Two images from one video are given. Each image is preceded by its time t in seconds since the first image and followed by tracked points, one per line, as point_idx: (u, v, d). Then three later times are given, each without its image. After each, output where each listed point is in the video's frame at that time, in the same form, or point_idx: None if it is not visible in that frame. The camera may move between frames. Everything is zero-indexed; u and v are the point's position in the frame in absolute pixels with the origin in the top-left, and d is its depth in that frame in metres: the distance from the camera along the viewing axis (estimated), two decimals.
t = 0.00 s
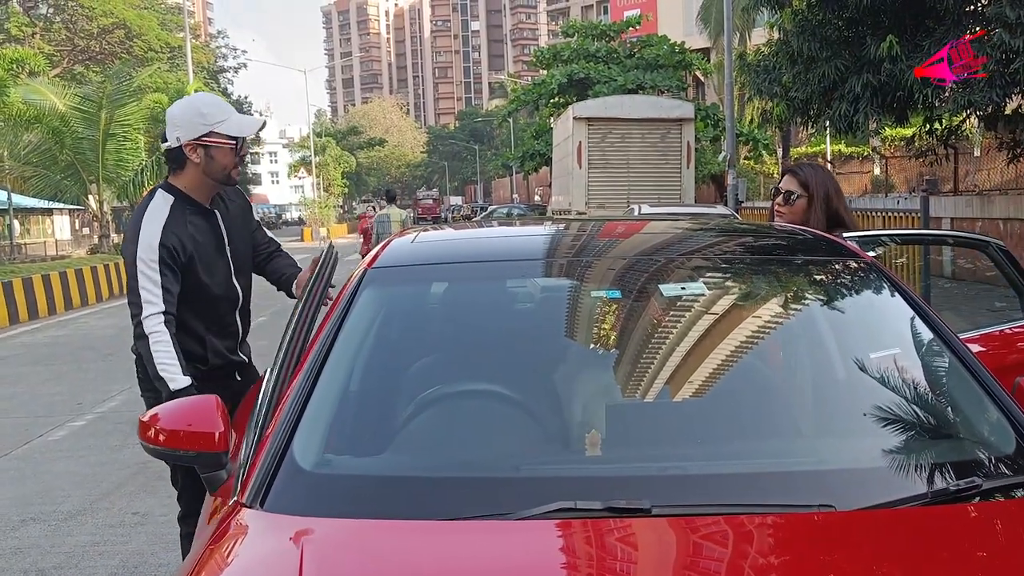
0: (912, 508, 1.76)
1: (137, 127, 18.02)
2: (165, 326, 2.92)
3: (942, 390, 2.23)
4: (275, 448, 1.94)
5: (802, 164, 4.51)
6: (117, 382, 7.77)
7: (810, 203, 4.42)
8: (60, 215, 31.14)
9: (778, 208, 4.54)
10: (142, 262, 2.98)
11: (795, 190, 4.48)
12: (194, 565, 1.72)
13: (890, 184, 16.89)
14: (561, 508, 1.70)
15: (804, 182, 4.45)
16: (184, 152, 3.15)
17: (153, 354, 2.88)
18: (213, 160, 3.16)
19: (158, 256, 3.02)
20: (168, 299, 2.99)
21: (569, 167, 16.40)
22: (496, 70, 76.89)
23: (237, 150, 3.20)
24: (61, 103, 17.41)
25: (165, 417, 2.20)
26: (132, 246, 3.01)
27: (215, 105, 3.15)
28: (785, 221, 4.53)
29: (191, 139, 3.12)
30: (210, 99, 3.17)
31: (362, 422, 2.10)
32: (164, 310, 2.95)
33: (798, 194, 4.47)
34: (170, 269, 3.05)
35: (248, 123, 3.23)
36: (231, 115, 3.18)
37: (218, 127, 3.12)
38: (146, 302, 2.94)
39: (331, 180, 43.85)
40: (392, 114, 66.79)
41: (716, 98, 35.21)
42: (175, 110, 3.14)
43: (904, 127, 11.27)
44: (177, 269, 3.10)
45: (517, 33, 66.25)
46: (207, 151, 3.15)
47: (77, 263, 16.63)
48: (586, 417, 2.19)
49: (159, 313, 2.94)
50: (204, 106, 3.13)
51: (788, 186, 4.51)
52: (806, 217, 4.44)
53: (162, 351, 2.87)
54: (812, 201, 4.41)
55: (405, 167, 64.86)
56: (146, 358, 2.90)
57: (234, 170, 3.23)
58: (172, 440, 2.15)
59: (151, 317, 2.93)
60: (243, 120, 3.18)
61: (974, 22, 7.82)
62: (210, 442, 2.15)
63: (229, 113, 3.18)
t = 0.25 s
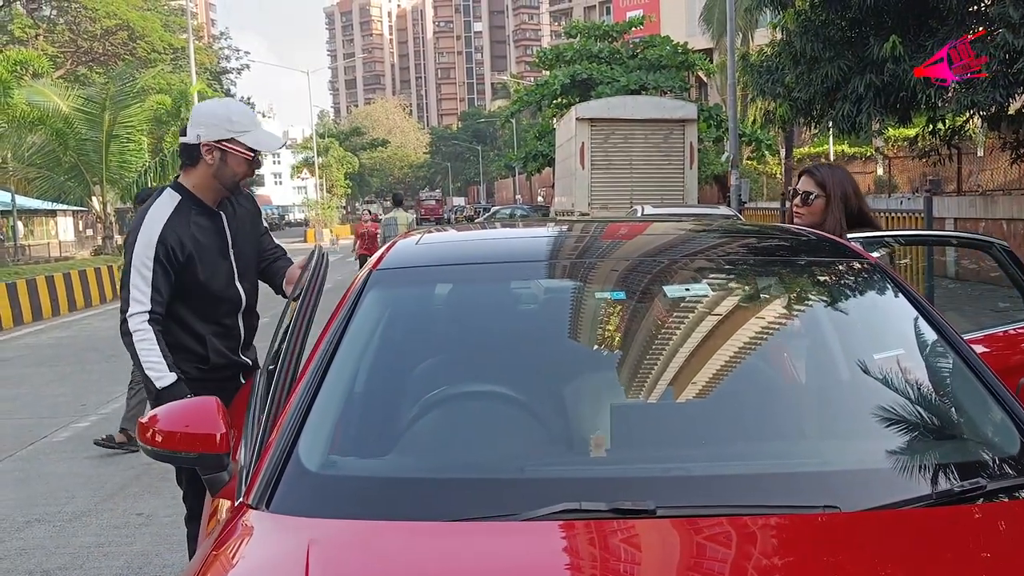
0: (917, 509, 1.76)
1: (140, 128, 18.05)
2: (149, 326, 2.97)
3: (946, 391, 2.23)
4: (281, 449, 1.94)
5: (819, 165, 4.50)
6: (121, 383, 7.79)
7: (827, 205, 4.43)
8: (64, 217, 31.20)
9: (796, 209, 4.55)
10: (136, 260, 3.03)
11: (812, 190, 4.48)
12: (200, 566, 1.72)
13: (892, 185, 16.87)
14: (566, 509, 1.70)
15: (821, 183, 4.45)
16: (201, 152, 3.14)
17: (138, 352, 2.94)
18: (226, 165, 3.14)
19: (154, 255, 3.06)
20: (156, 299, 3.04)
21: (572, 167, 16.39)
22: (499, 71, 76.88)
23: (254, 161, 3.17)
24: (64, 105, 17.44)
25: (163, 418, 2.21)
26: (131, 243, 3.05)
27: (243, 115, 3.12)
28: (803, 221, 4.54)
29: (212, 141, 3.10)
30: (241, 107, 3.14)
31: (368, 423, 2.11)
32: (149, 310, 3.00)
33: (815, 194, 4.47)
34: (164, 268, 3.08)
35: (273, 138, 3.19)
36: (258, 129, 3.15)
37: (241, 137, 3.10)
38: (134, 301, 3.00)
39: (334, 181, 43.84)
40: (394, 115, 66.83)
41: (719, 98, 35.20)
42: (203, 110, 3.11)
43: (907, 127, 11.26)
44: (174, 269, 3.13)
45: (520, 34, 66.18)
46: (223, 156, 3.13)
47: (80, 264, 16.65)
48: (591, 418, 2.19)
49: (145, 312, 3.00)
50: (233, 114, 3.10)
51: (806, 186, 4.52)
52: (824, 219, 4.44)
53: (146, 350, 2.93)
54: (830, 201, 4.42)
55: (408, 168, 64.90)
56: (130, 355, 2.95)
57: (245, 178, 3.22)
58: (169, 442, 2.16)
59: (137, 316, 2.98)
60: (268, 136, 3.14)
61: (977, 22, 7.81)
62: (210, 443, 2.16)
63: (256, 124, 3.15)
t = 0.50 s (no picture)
0: (919, 509, 1.76)
1: (142, 129, 18.06)
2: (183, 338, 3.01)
3: (948, 392, 2.23)
4: (283, 449, 1.95)
5: (832, 166, 4.50)
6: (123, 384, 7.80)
7: (842, 208, 4.43)
8: (66, 217, 31.23)
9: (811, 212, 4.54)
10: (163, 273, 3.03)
11: (826, 193, 4.48)
12: (203, 566, 1.73)
13: (894, 184, 16.86)
14: (568, 509, 1.70)
15: (834, 185, 4.45)
16: (231, 167, 3.14)
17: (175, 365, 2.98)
18: (251, 187, 3.17)
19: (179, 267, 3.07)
20: (185, 312, 3.06)
21: (574, 167, 16.39)
22: (501, 71, 76.87)
23: (280, 190, 3.20)
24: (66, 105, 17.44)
25: (179, 419, 2.21)
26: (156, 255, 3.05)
27: (282, 146, 3.14)
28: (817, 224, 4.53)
29: (244, 162, 3.12)
30: (282, 138, 3.15)
31: (369, 423, 2.11)
32: (181, 324, 3.03)
33: (829, 197, 4.46)
34: (190, 280, 3.10)
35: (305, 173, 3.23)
36: (293, 162, 3.18)
37: (275, 169, 3.11)
38: (165, 316, 3.01)
39: (336, 181, 43.87)
40: (396, 115, 66.85)
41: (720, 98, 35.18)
42: (245, 130, 3.11)
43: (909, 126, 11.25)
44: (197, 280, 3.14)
45: (521, 34, 66.15)
46: (251, 178, 3.16)
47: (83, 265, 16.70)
48: (592, 418, 2.19)
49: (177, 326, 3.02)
50: (274, 143, 3.11)
51: (818, 189, 4.52)
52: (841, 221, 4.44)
53: (184, 363, 2.97)
54: (846, 202, 4.42)
55: (410, 168, 64.93)
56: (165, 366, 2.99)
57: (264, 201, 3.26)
58: (184, 442, 2.16)
59: (169, 330, 3.00)
60: (302, 173, 3.17)
61: (979, 22, 7.80)
62: (223, 444, 2.16)
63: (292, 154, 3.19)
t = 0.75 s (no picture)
0: (921, 506, 1.76)
1: (145, 129, 18.09)
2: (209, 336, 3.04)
3: (951, 390, 2.22)
4: (287, 446, 1.95)
5: (831, 181, 4.47)
6: (127, 383, 7.81)
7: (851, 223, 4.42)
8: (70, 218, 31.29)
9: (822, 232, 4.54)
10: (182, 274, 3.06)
11: (833, 212, 4.46)
12: (207, 564, 1.73)
13: (897, 184, 16.85)
14: (570, 507, 1.71)
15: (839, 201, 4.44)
16: (239, 177, 3.18)
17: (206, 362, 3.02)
18: (259, 197, 3.20)
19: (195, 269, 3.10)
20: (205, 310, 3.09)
21: (576, 167, 16.40)
22: (503, 71, 76.90)
23: (287, 203, 3.24)
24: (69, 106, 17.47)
25: (202, 416, 2.13)
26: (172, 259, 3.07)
27: (291, 160, 3.18)
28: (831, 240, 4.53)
29: (254, 173, 3.15)
30: (291, 152, 3.19)
31: (372, 421, 2.11)
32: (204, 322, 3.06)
33: (837, 215, 4.45)
34: (206, 280, 3.12)
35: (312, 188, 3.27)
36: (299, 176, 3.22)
37: (284, 182, 3.15)
38: (187, 316, 3.04)
39: (340, 181, 43.92)
40: (399, 116, 66.91)
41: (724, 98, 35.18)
42: (254, 143, 3.15)
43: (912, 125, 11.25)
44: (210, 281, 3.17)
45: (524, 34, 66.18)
46: (258, 189, 3.19)
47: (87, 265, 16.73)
48: (596, 416, 2.19)
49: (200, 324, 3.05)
50: (283, 158, 3.16)
51: (824, 209, 4.50)
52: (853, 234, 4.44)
53: (215, 357, 3.01)
54: (855, 217, 4.41)
55: (413, 169, 64.99)
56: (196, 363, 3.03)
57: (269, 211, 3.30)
58: (206, 440, 2.08)
59: (194, 330, 3.03)
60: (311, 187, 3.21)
61: (982, 21, 7.78)
62: (238, 442, 2.07)
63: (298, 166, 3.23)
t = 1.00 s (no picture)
0: (919, 505, 1.76)
1: (146, 129, 18.09)
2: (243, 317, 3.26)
3: (951, 391, 2.22)
4: (284, 445, 1.95)
5: (825, 195, 4.34)
6: (128, 383, 7.81)
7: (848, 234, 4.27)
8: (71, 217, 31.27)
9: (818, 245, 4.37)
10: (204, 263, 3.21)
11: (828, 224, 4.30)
12: (203, 564, 1.73)
13: (898, 184, 16.84)
14: (567, 506, 1.71)
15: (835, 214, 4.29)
16: (241, 174, 3.30)
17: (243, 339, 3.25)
18: (262, 193, 3.33)
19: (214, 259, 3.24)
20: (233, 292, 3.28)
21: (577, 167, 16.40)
22: (504, 71, 76.94)
23: (288, 196, 3.37)
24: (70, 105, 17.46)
25: (199, 416, 2.12)
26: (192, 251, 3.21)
27: (289, 153, 3.30)
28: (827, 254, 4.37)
29: (255, 168, 3.28)
30: (288, 147, 3.32)
31: (370, 419, 2.11)
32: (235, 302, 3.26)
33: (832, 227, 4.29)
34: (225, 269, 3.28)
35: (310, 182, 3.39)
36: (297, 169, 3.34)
37: (283, 176, 3.28)
38: (220, 300, 3.22)
39: (340, 181, 43.89)
40: (400, 116, 66.93)
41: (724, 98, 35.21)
42: (254, 141, 3.28)
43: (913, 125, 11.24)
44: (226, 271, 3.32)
45: (525, 34, 66.21)
46: (260, 183, 3.31)
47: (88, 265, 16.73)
48: (594, 415, 2.18)
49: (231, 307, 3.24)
50: (281, 153, 3.29)
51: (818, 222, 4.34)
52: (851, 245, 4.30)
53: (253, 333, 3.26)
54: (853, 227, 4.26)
55: (414, 169, 64.97)
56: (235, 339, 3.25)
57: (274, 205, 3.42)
58: (202, 438, 2.08)
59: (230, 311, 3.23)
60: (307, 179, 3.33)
61: (983, 21, 7.77)
62: (235, 442, 2.07)
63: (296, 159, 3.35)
